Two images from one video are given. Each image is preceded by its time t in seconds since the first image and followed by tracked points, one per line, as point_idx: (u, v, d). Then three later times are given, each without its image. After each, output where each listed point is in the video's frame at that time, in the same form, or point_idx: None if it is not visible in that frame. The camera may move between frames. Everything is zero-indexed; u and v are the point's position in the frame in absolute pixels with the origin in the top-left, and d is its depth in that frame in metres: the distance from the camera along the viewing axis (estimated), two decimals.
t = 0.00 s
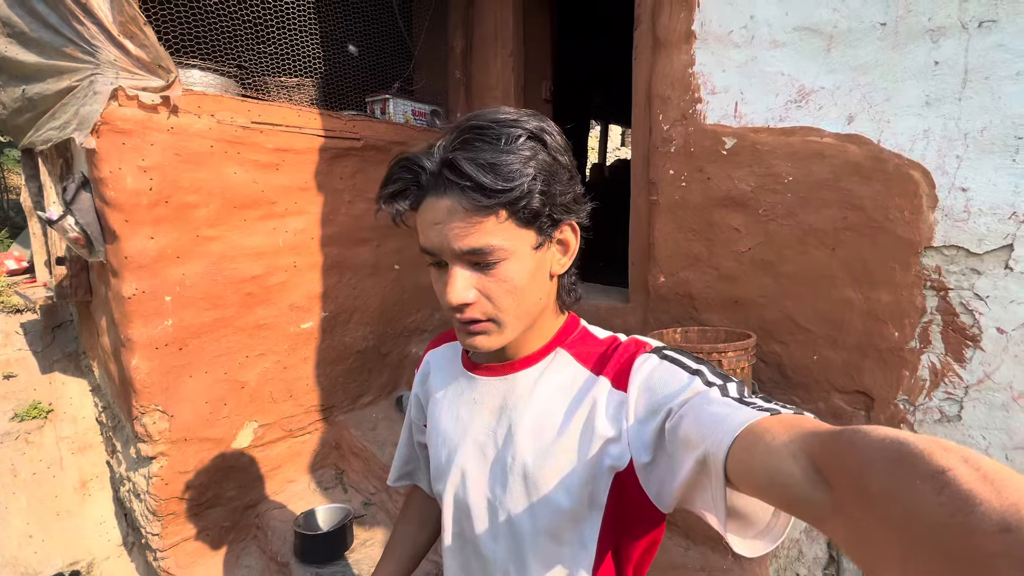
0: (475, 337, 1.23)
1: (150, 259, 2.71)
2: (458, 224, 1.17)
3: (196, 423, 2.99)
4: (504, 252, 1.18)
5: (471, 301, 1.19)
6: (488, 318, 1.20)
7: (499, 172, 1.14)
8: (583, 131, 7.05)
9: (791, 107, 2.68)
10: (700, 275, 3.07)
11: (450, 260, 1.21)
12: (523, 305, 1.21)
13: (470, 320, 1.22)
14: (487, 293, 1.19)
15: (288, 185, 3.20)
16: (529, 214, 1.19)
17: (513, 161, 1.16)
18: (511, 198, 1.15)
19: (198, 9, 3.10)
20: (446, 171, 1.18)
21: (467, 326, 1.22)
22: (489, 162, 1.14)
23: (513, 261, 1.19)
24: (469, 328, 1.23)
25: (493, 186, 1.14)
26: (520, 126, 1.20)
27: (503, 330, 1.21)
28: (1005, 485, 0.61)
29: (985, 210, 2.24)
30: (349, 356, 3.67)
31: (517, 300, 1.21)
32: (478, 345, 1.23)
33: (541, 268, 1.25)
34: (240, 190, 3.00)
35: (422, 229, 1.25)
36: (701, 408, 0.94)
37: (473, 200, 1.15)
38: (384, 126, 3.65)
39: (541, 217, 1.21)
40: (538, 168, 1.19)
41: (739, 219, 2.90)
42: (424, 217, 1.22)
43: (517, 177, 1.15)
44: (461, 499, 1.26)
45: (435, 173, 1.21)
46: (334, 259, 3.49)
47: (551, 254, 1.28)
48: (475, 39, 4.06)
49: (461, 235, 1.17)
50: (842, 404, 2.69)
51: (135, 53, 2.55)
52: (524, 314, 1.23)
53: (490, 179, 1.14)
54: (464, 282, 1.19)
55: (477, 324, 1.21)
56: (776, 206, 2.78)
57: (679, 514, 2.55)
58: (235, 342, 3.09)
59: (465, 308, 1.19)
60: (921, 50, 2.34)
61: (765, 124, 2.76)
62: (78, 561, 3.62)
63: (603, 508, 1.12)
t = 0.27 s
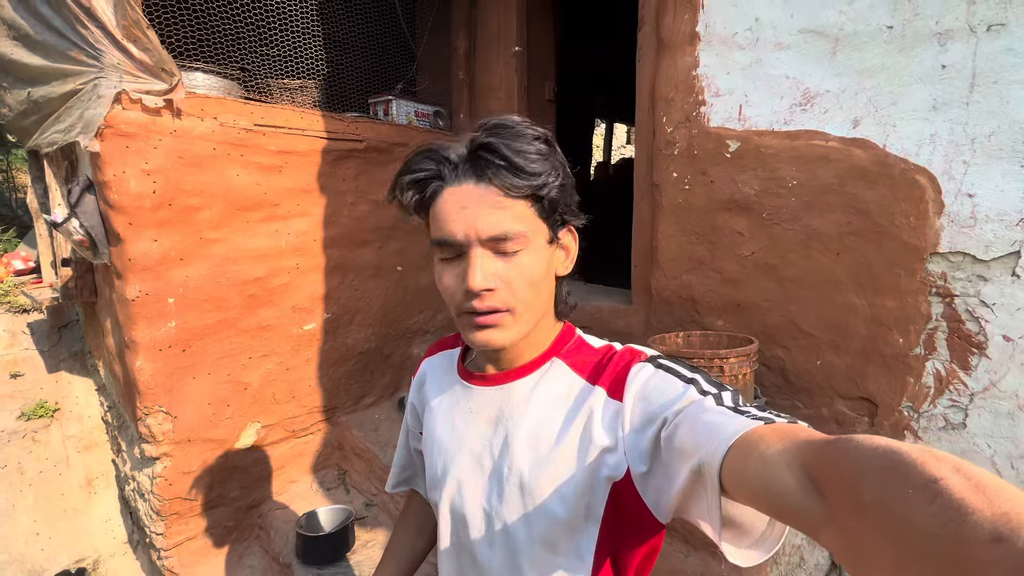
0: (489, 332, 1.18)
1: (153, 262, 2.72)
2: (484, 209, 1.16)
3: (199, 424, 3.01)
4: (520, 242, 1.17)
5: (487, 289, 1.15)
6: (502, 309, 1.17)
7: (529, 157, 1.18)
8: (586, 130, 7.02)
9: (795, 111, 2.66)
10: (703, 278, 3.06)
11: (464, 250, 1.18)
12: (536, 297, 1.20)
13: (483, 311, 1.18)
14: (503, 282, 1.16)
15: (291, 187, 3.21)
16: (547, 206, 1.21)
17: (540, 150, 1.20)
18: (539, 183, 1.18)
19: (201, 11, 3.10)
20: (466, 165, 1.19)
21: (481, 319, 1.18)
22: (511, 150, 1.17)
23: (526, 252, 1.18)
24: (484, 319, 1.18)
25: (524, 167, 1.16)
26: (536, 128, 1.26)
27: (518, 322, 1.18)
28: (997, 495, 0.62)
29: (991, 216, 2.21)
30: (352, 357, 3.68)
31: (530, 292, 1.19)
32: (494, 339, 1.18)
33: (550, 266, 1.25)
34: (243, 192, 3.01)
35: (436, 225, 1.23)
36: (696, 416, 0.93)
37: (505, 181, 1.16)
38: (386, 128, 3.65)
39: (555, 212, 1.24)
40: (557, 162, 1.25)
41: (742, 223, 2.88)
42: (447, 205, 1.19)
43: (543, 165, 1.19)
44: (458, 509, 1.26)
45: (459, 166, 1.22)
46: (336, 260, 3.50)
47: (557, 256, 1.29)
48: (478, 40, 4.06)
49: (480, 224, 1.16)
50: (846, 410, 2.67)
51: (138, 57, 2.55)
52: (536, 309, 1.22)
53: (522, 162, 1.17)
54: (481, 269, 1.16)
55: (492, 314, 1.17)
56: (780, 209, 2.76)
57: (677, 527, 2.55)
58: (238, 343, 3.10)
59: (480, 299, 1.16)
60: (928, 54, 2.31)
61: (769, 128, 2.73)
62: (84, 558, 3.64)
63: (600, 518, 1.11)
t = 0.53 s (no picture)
0: (509, 328, 1.06)
1: (164, 260, 2.76)
2: (508, 204, 1.09)
3: (208, 420, 3.05)
4: (539, 238, 1.11)
5: (510, 282, 1.06)
6: (522, 304, 1.08)
7: (550, 157, 1.16)
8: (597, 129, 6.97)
9: (808, 113, 2.61)
10: (712, 281, 3.02)
11: (483, 242, 1.08)
12: (552, 296, 1.13)
13: (502, 306, 1.07)
14: (526, 276, 1.08)
15: (300, 186, 3.23)
16: (558, 207, 1.19)
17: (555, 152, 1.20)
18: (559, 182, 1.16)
19: (212, 11, 3.13)
20: (484, 158, 1.15)
21: (500, 314, 1.07)
22: (532, 147, 1.14)
23: (543, 249, 1.12)
24: (503, 315, 1.07)
25: (547, 165, 1.14)
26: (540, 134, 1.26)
27: (539, 319, 1.09)
28: (995, 495, 0.61)
29: (1010, 223, 2.16)
30: (359, 356, 3.70)
31: (548, 290, 1.12)
32: (515, 335, 1.07)
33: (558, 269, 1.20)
34: (253, 192, 3.03)
35: (447, 217, 1.14)
36: (695, 421, 0.94)
37: (532, 176, 1.12)
38: (395, 127, 3.66)
39: (562, 214, 1.23)
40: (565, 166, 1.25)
41: (753, 226, 2.84)
42: (470, 201, 1.10)
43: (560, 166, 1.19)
44: (458, 516, 1.25)
45: (478, 164, 1.15)
46: (344, 259, 3.51)
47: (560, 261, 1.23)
48: (488, 40, 4.04)
49: (505, 215, 1.08)
50: (856, 417, 2.62)
51: (150, 57, 2.58)
52: (551, 310, 1.14)
53: (546, 161, 1.15)
54: (503, 261, 1.06)
55: (513, 309, 1.07)
56: (792, 213, 2.71)
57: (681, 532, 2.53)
58: (246, 341, 3.13)
59: (501, 291, 1.05)
60: (946, 55, 2.25)
61: (781, 130, 2.69)
62: (97, 548, 3.72)
63: (600, 526, 1.10)
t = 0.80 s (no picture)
0: (511, 335, 1.06)
1: (180, 256, 2.81)
2: (510, 210, 1.09)
3: (221, 413, 3.10)
4: (542, 244, 1.11)
5: (513, 288, 1.06)
6: (524, 310, 1.07)
7: (553, 162, 1.16)
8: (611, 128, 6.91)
9: (827, 113, 2.55)
10: (725, 284, 2.98)
11: (486, 249, 1.08)
12: (555, 301, 1.13)
13: (505, 312, 1.07)
14: (529, 283, 1.08)
15: (314, 184, 3.25)
16: (560, 212, 1.19)
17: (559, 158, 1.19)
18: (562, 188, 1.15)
19: (230, 11, 3.17)
20: (485, 163, 1.14)
21: (502, 320, 1.07)
22: (534, 151, 1.13)
23: (546, 255, 1.12)
24: (505, 322, 1.07)
25: (550, 171, 1.13)
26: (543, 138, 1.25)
27: (541, 325, 1.09)
28: (1000, 491, 0.63)
29: None
30: (370, 352, 3.73)
31: (550, 295, 1.11)
32: (516, 341, 1.07)
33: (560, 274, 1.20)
34: (268, 189, 3.07)
35: (448, 223, 1.14)
36: (698, 422, 0.93)
37: (534, 183, 1.11)
38: (408, 126, 3.66)
39: (564, 219, 1.22)
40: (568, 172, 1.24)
41: (768, 229, 2.79)
42: (473, 205, 1.10)
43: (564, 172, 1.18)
44: (460, 519, 1.25)
45: (480, 169, 1.14)
46: (357, 257, 3.54)
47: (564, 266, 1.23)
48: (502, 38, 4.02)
49: (508, 222, 1.08)
50: (871, 425, 2.57)
51: (168, 56, 2.63)
52: (553, 316, 1.14)
53: (549, 166, 1.14)
54: (506, 268, 1.06)
55: (515, 315, 1.07)
56: (809, 216, 2.66)
57: (684, 536, 2.55)
58: (260, 336, 3.17)
59: (503, 297, 1.05)
60: (973, 55, 2.18)
61: (799, 131, 2.63)
62: (115, 536, 3.78)
63: (603, 530, 1.09)
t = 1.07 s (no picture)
0: (511, 338, 1.07)
1: (198, 253, 2.88)
2: (510, 214, 1.09)
3: (236, 407, 3.17)
4: (543, 247, 1.12)
5: (513, 292, 1.06)
6: (525, 313, 1.08)
7: (555, 166, 1.16)
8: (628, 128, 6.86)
9: (846, 116, 2.50)
10: (738, 288, 2.94)
11: (487, 252, 1.09)
12: (555, 304, 1.13)
13: (506, 316, 1.08)
14: (529, 286, 1.08)
15: (329, 184, 3.30)
16: (561, 215, 1.19)
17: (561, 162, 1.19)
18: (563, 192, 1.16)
19: (250, 14, 3.24)
20: (487, 167, 1.14)
21: (503, 323, 1.08)
22: (536, 156, 1.13)
23: (547, 258, 1.13)
24: (506, 325, 1.08)
25: (552, 176, 1.13)
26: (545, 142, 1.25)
27: (542, 327, 1.10)
28: (1001, 496, 0.63)
29: None
30: (382, 350, 3.77)
31: (551, 298, 1.12)
32: (517, 344, 1.08)
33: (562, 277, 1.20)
34: (284, 188, 3.13)
35: (450, 226, 1.15)
36: (697, 427, 0.93)
37: (536, 186, 1.11)
38: (422, 126, 3.69)
39: (566, 222, 1.22)
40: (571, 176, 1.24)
41: (784, 232, 2.74)
42: (474, 209, 1.11)
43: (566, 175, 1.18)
44: (462, 521, 1.25)
45: (482, 172, 1.14)
46: (370, 256, 3.58)
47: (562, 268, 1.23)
48: (517, 38, 4.02)
49: (509, 226, 1.08)
50: (887, 435, 2.51)
51: (190, 58, 2.68)
52: (553, 319, 1.15)
53: (551, 171, 1.14)
54: (507, 270, 1.07)
55: (516, 318, 1.07)
56: (825, 219, 2.60)
57: (685, 537, 2.56)
58: (275, 332, 3.24)
59: (504, 300, 1.06)
60: (1000, 56, 2.11)
61: (816, 133, 2.58)
62: (135, 524, 3.97)
63: (603, 534, 1.09)
